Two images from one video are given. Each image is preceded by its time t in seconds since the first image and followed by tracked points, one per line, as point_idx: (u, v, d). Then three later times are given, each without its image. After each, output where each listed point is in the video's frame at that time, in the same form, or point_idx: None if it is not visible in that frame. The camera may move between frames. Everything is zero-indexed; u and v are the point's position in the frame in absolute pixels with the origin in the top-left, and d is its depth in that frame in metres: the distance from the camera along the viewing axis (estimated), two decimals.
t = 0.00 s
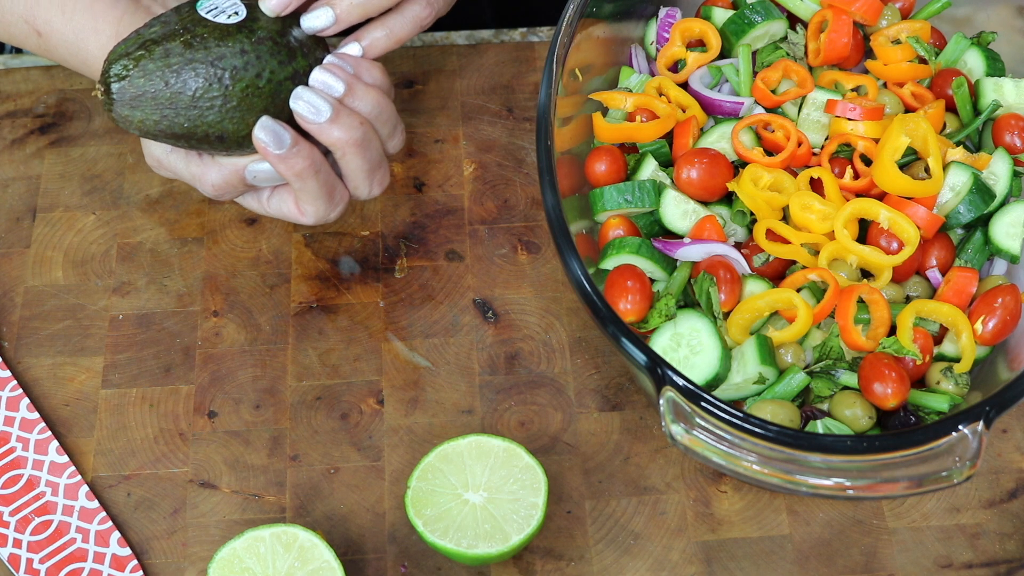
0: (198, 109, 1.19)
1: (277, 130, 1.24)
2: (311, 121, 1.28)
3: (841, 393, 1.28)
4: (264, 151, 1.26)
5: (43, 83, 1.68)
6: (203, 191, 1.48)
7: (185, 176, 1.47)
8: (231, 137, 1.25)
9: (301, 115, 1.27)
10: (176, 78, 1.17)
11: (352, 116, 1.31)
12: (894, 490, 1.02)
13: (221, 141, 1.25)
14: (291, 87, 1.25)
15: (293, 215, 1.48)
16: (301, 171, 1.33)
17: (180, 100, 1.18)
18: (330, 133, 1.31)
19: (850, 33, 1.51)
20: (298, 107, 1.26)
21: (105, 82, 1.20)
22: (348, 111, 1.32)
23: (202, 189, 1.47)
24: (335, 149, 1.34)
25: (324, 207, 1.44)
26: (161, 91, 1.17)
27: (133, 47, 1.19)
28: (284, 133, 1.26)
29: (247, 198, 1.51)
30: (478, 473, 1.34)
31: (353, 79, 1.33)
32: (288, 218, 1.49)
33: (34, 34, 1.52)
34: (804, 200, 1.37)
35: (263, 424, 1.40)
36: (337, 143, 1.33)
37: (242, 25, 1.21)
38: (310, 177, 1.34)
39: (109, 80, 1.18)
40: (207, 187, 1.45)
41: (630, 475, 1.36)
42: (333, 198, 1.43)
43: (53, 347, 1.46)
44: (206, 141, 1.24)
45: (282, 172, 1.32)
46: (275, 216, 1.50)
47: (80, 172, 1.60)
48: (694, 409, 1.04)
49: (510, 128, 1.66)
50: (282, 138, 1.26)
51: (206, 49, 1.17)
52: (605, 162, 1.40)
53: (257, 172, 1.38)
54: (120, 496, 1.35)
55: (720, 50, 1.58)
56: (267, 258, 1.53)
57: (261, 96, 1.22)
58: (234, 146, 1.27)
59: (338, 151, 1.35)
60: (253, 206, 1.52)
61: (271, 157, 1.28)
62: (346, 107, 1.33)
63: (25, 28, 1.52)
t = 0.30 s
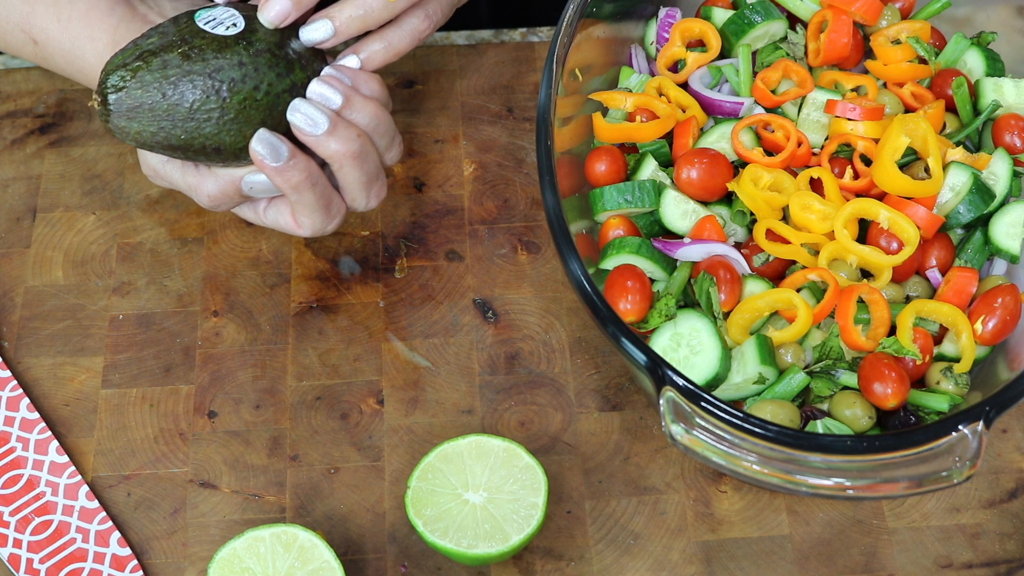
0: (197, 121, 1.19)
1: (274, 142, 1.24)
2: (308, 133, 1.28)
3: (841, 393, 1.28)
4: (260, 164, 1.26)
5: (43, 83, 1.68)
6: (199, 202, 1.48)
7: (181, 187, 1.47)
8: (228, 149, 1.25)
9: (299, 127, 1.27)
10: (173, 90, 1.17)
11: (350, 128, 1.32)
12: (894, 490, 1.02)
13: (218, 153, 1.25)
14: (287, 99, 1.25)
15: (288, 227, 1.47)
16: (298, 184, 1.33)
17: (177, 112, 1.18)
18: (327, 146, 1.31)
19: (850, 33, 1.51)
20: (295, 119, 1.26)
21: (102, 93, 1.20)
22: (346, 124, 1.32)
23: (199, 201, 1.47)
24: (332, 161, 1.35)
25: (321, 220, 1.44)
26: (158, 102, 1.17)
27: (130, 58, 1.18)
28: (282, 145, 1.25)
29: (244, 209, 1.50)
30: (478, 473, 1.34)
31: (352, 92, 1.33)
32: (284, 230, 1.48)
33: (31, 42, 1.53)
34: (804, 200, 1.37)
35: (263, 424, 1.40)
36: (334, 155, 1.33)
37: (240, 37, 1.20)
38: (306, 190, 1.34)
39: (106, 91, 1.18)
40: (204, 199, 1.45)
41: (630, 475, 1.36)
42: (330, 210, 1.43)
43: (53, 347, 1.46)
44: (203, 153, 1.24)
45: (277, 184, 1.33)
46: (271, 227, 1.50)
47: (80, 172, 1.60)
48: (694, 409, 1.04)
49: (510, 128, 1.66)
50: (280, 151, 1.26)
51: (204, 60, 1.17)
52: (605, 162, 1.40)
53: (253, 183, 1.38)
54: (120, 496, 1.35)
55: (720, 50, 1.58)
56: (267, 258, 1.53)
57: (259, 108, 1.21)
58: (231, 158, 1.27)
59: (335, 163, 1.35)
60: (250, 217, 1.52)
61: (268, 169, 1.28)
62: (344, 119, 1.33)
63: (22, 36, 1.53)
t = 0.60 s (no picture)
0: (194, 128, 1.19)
1: (271, 152, 1.24)
2: (305, 142, 1.28)
3: (841, 393, 1.28)
4: (257, 173, 1.26)
5: (42, 83, 1.68)
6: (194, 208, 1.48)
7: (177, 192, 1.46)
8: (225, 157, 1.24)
9: (296, 135, 1.27)
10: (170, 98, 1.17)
11: (347, 138, 1.32)
12: (894, 490, 1.02)
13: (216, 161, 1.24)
14: (285, 108, 1.25)
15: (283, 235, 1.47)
16: (294, 194, 1.33)
17: (174, 120, 1.18)
18: (325, 155, 1.31)
19: (850, 33, 1.51)
20: (292, 127, 1.26)
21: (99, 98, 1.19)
22: (343, 133, 1.32)
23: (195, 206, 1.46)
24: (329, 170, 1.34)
25: (316, 229, 1.43)
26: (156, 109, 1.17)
27: (128, 64, 1.18)
28: (278, 155, 1.26)
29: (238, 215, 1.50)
30: (478, 473, 1.34)
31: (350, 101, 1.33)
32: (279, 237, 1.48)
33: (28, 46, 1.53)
34: (804, 200, 1.37)
35: (263, 423, 1.40)
36: (331, 165, 1.33)
37: (239, 45, 1.20)
38: (303, 200, 1.34)
39: (103, 97, 1.18)
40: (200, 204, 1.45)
41: (630, 475, 1.36)
42: (326, 220, 1.43)
43: (53, 347, 1.46)
44: (199, 160, 1.24)
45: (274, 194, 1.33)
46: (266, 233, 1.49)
47: (80, 172, 1.60)
48: (694, 409, 1.04)
49: (510, 128, 1.66)
50: (277, 160, 1.26)
51: (201, 67, 1.17)
52: (605, 162, 1.40)
53: (249, 190, 1.38)
54: (120, 496, 1.35)
55: (720, 50, 1.58)
56: (267, 259, 1.53)
57: (256, 117, 1.21)
58: (227, 166, 1.27)
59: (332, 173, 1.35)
60: (246, 223, 1.51)
61: (264, 179, 1.28)
62: (342, 129, 1.33)
63: (19, 41, 1.53)
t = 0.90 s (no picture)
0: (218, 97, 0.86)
1: (309, 96, 0.90)
2: (342, 83, 0.94)
3: (841, 393, 1.28)
4: (291, 123, 0.92)
5: (42, 83, 1.68)
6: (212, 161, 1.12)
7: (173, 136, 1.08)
8: (258, 103, 0.88)
9: (334, 78, 0.93)
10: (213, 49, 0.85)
11: (392, 80, 1.01)
12: (894, 490, 1.02)
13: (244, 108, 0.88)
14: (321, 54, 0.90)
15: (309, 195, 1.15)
16: (329, 144, 1.02)
17: (203, 62, 0.84)
18: (363, 102, 1.00)
19: (850, 33, 1.51)
20: (332, 67, 0.91)
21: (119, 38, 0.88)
22: (388, 74, 1.01)
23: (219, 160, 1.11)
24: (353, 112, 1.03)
25: (348, 183, 1.11)
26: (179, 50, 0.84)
27: None
28: (316, 100, 0.91)
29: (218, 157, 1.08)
30: (478, 473, 1.34)
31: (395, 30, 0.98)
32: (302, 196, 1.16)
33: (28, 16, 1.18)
34: (804, 200, 1.37)
35: (263, 424, 1.40)
36: (371, 113, 1.02)
37: None
38: (338, 151, 1.04)
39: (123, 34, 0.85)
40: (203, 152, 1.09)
41: (630, 475, 1.36)
42: (358, 174, 1.12)
43: (53, 347, 1.46)
44: (230, 110, 0.89)
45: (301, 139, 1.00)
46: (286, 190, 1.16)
47: (80, 172, 1.60)
48: (694, 409, 1.04)
49: (510, 128, 1.66)
50: (315, 106, 0.91)
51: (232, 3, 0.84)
52: (605, 162, 1.40)
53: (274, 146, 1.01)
54: (120, 495, 1.35)
55: (721, 50, 1.58)
56: (267, 258, 1.53)
57: (292, 62, 0.87)
58: (256, 115, 0.90)
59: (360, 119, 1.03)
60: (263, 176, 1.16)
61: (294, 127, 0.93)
62: (386, 68, 1.01)
63: (16, 10, 1.18)
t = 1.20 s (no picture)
0: None
1: None
2: None
3: (841, 393, 1.28)
4: None
5: (42, 83, 1.68)
6: (294, 95, 1.05)
7: (261, 81, 1.04)
8: None
9: None
10: None
11: None
12: (894, 490, 1.02)
13: None
14: None
15: (373, 86, 0.94)
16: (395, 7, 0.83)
17: None
18: None
19: (850, 33, 1.51)
20: None
21: None
22: None
23: (291, 90, 1.03)
24: None
25: (415, 57, 0.90)
26: None
27: None
28: None
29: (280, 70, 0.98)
30: (478, 472, 1.34)
31: None
32: (366, 92, 0.96)
33: None
34: (804, 200, 1.37)
35: (263, 424, 1.40)
36: None
37: None
38: (401, 10, 0.83)
39: None
40: (284, 81, 1.01)
41: (630, 475, 1.36)
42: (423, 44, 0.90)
43: (53, 348, 1.46)
44: None
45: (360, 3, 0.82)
46: (348, 93, 0.98)
47: (80, 172, 1.60)
48: (694, 409, 1.04)
49: (510, 128, 1.66)
50: None
51: None
52: (605, 162, 1.40)
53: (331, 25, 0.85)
54: (120, 495, 1.35)
55: (721, 50, 1.58)
56: (267, 258, 1.53)
57: None
58: None
59: None
60: (315, 83, 0.98)
61: None
62: None
63: None
